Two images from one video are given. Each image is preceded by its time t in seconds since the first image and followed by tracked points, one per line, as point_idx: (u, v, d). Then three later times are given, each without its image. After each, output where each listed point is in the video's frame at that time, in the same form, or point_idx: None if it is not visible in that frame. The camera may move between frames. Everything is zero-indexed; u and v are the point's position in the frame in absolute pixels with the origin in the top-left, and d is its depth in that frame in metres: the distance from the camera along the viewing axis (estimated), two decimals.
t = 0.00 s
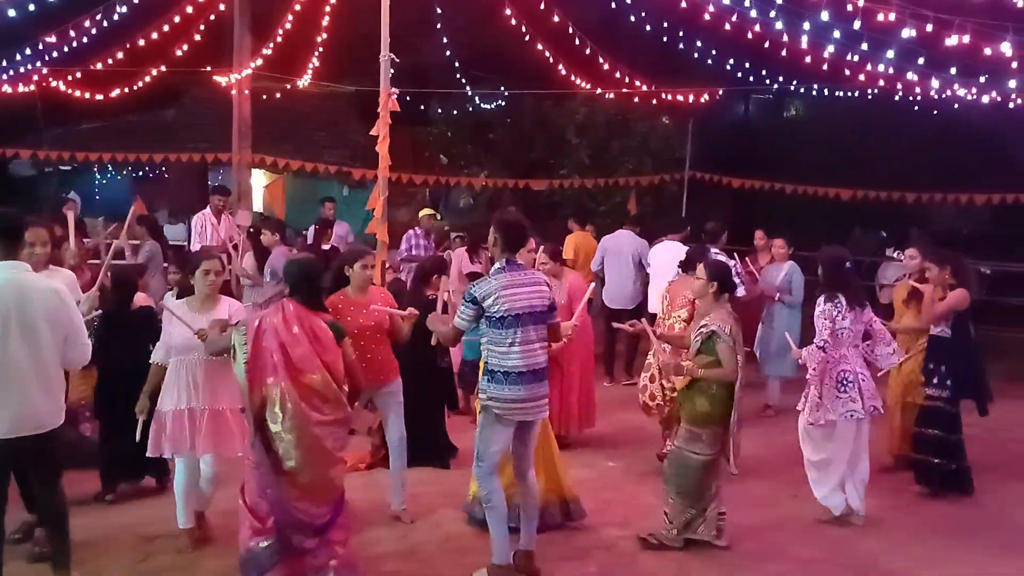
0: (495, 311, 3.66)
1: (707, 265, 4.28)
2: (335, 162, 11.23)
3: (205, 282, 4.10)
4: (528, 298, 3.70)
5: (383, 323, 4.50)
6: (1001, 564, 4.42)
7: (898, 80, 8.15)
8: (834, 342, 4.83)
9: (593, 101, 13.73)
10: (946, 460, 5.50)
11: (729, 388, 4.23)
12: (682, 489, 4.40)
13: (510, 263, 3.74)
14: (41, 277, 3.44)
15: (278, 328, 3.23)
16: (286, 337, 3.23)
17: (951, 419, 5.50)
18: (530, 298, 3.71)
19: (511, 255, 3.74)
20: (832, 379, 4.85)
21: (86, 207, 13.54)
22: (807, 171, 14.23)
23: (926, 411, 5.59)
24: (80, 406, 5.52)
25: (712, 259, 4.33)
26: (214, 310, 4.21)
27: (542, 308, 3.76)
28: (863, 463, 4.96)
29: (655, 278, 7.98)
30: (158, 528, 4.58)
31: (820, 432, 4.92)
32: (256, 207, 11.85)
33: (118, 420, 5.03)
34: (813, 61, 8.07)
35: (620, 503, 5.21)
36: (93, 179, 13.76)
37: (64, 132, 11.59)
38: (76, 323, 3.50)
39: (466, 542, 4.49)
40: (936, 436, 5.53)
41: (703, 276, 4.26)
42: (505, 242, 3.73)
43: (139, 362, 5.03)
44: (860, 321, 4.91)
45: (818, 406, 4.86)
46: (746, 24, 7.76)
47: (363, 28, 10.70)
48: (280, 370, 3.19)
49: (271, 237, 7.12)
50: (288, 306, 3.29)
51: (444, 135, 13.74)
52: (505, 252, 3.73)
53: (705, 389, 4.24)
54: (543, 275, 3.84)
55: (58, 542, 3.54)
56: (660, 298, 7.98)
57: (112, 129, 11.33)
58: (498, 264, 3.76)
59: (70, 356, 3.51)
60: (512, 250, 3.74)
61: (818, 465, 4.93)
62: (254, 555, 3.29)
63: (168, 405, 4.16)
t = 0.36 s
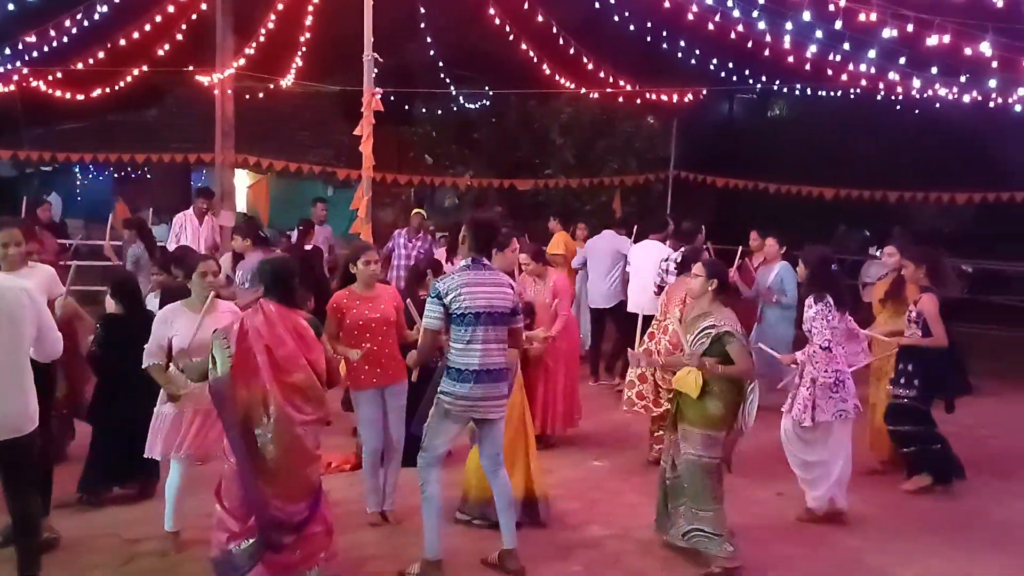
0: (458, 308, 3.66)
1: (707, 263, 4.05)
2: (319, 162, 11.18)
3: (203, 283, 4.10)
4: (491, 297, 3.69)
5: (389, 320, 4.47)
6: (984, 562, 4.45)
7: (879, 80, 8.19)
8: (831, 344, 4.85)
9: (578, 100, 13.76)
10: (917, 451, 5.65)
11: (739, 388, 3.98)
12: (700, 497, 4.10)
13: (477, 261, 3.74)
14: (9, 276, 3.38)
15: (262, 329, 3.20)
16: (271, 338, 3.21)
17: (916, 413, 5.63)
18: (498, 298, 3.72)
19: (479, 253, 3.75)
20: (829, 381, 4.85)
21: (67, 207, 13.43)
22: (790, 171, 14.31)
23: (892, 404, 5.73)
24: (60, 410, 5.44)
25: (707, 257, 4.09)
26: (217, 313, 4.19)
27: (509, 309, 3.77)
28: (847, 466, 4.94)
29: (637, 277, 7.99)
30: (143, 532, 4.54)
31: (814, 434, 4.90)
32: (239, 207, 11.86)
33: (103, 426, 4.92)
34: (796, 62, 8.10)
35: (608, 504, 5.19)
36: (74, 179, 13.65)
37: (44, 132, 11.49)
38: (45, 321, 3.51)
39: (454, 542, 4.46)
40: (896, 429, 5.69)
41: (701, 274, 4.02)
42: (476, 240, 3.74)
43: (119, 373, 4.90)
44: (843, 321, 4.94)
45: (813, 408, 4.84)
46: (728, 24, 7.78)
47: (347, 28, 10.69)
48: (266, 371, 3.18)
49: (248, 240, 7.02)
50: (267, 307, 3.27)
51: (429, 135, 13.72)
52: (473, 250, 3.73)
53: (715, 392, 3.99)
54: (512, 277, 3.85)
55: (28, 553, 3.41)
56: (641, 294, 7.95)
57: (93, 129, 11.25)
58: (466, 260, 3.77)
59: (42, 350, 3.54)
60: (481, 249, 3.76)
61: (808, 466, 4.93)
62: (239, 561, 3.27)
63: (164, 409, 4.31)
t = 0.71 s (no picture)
0: (411, 315, 3.61)
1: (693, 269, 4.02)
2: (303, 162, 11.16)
3: (217, 284, 4.28)
4: (441, 301, 3.67)
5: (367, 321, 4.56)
6: (963, 560, 4.48)
7: (861, 81, 8.22)
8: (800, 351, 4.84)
9: (562, 101, 13.77)
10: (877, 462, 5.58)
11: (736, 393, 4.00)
12: (708, 512, 3.99)
13: (425, 266, 3.70)
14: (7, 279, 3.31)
15: (301, 335, 3.34)
16: (306, 342, 3.38)
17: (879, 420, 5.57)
18: (450, 303, 3.71)
19: (426, 257, 3.71)
20: (801, 386, 4.80)
21: (49, 208, 13.35)
22: (774, 172, 14.37)
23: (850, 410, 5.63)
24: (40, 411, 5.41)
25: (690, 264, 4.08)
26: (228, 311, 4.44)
27: (458, 312, 3.77)
28: (812, 462, 4.92)
29: (605, 278, 8.00)
30: (125, 533, 4.51)
31: (784, 439, 4.80)
32: (222, 207, 11.82)
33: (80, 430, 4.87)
34: (779, 62, 8.14)
35: (593, 504, 5.20)
36: (56, 180, 13.57)
37: (26, 131, 11.41)
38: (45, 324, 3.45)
39: (437, 543, 4.46)
40: (857, 435, 5.59)
41: (687, 279, 4.02)
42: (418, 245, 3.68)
43: (102, 375, 4.87)
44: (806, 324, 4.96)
45: (784, 412, 4.76)
46: (711, 25, 7.78)
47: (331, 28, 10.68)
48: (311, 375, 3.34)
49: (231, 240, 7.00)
50: (292, 310, 3.40)
51: (413, 135, 13.71)
52: (419, 255, 3.68)
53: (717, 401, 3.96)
54: (458, 278, 3.83)
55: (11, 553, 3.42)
56: (609, 294, 7.92)
57: (75, 129, 11.19)
58: (413, 265, 3.71)
59: (42, 354, 3.50)
60: (427, 253, 3.71)
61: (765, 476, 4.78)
62: (263, 555, 3.39)
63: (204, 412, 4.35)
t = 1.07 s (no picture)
0: (389, 320, 3.58)
1: (669, 272, 3.89)
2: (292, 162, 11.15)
3: (209, 286, 4.09)
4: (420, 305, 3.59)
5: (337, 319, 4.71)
6: (952, 559, 4.51)
7: (848, 81, 8.25)
8: (766, 349, 4.83)
9: (550, 101, 13.78)
10: (834, 462, 5.43)
11: (704, 401, 3.84)
12: (695, 514, 3.91)
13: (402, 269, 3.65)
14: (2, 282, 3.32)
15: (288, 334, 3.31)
16: (294, 341, 3.34)
17: (836, 420, 5.46)
18: (430, 303, 3.61)
19: (403, 259, 3.68)
20: (767, 386, 4.83)
21: (34, 208, 13.26)
22: (761, 173, 14.43)
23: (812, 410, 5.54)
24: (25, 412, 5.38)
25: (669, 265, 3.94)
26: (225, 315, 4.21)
27: (446, 311, 3.68)
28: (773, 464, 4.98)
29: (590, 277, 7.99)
30: (112, 534, 4.49)
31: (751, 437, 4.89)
32: (210, 207, 11.78)
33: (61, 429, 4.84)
34: (766, 63, 8.18)
35: (582, 504, 5.21)
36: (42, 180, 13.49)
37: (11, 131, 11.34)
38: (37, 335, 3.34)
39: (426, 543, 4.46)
40: (817, 434, 5.49)
41: (662, 282, 3.88)
42: (392, 249, 3.64)
43: (85, 374, 4.83)
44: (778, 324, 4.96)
45: (749, 411, 4.82)
46: (699, 25, 7.78)
47: (320, 28, 10.67)
48: (300, 373, 3.31)
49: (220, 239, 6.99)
50: (282, 310, 3.36)
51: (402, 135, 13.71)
52: (394, 259, 3.65)
53: (683, 405, 3.88)
54: (444, 276, 3.73)
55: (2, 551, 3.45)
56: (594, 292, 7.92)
57: (60, 128, 11.12)
58: (392, 269, 3.68)
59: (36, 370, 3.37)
60: (404, 256, 3.67)
61: (752, 477, 4.85)
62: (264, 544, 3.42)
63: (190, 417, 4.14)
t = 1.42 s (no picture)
0: (411, 324, 3.53)
1: (640, 274, 4.02)
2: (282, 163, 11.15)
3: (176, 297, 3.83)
4: (443, 311, 3.52)
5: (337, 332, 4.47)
6: (943, 558, 4.55)
7: (836, 83, 8.31)
8: (743, 350, 4.84)
9: (541, 102, 13.77)
10: (826, 466, 5.44)
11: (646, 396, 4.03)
12: (628, 502, 4.15)
13: (432, 274, 3.59)
14: None
15: (221, 341, 2.98)
16: (232, 349, 3.00)
17: (829, 423, 5.52)
18: (454, 310, 3.53)
19: (434, 265, 3.60)
20: (743, 387, 4.82)
21: (22, 209, 13.20)
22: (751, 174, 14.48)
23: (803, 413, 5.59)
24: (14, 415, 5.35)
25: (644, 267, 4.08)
26: (192, 324, 3.99)
27: (471, 321, 3.58)
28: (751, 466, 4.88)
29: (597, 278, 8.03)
30: (102, 537, 4.48)
31: (727, 438, 4.86)
32: (199, 208, 11.76)
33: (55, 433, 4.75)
34: (755, 66, 8.22)
35: (572, 504, 5.23)
36: (30, 181, 13.43)
37: None
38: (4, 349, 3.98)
39: (419, 544, 4.49)
40: (808, 437, 5.53)
41: (632, 285, 4.00)
42: (424, 252, 3.58)
43: (86, 376, 4.81)
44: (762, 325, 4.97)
45: (725, 412, 4.81)
46: (689, 27, 7.80)
47: (310, 29, 10.67)
48: (231, 383, 2.97)
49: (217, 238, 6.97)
50: (223, 319, 3.07)
51: (392, 136, 13.70)
52: (425, 263, 3.58)
53: (628, 400, 4.09)
54: (474, 286, 3.64)
55: None
56: (600, 292, 8.03)
57: (49, 129, 11.07)
58: (421, 273, 3.62)
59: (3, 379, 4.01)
60: (436, 261, 3.60)
61: (729, 477, 4.81)
62: None
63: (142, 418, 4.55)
